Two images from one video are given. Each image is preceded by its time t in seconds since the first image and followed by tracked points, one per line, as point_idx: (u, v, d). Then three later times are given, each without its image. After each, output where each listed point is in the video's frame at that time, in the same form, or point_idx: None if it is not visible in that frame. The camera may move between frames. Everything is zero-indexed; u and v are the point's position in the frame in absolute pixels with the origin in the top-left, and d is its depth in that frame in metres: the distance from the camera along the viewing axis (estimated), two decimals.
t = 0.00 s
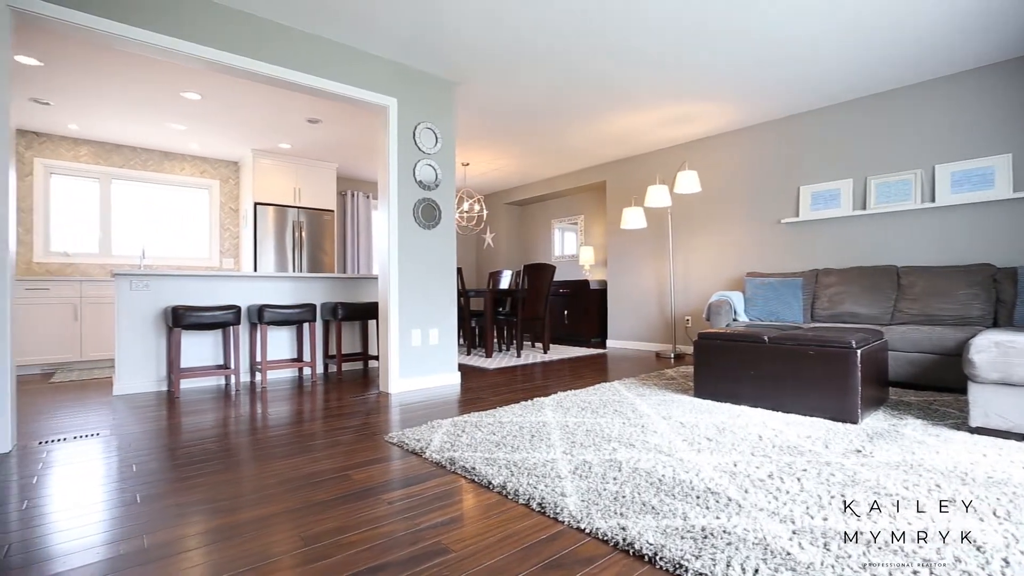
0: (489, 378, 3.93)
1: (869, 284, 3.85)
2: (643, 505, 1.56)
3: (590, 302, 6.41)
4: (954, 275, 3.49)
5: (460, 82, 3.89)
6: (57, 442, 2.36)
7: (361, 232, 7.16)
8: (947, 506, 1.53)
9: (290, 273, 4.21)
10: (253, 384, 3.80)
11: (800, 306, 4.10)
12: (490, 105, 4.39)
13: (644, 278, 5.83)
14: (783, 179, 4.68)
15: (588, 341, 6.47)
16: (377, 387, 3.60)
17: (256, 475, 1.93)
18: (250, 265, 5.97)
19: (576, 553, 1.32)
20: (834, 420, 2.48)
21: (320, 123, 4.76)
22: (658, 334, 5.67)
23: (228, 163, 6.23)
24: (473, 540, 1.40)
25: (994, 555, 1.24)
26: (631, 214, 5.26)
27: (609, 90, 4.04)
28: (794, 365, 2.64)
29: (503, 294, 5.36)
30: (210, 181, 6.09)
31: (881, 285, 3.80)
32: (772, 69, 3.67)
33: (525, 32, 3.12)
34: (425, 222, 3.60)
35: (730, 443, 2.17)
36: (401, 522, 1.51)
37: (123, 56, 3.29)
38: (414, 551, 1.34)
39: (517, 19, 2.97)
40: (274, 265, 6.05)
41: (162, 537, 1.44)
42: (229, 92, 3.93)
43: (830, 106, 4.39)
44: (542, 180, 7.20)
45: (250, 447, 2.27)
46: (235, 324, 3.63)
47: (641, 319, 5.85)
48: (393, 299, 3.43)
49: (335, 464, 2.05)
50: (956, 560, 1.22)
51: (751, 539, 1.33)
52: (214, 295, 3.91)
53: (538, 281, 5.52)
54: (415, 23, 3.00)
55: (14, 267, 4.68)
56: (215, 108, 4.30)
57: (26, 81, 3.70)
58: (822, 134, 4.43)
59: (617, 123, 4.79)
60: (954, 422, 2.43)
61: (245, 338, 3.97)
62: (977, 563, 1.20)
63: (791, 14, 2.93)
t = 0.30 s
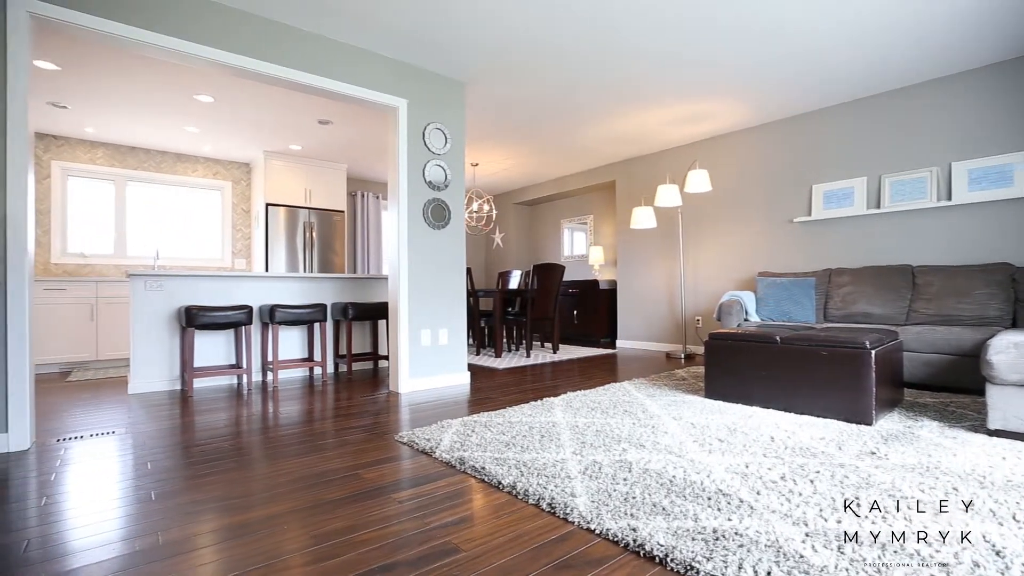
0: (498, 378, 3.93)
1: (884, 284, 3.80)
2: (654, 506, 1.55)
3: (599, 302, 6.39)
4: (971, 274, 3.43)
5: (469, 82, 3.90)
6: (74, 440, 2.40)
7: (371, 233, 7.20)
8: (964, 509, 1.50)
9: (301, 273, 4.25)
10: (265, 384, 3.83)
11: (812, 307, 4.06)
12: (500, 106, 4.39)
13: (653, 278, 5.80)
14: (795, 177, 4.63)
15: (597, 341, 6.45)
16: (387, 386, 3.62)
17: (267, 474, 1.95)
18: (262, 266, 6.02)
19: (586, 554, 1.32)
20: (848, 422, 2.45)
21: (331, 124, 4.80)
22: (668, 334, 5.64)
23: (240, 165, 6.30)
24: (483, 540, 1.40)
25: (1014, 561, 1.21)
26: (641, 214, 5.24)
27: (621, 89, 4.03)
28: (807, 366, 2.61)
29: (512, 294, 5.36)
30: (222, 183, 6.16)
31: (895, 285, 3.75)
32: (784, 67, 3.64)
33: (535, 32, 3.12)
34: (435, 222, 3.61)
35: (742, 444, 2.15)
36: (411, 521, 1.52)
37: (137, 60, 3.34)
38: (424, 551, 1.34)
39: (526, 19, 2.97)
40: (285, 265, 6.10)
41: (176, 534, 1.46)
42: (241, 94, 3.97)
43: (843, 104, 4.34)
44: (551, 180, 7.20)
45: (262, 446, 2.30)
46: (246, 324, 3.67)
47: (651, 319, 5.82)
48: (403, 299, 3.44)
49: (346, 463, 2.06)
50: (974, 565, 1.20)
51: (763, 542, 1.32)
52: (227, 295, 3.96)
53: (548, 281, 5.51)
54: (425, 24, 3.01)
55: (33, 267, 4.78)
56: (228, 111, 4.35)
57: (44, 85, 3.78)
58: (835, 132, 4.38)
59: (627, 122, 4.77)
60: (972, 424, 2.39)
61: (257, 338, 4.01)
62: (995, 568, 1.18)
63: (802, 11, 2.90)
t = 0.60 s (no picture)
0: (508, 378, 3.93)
1: (899, 283, 3.74)
2: (665, 507, 1.55)
3: (609, 302, 6.36)
4: (990, 274, 3.37)
5: (479, 83, 3.90)
6: (90, 438, 2.44)
7: (382, 233, 7.24)
8: (983, 513, 1.47)
9: (312, 274, 4.28)
10: (277, 383, 3.87)
11: (826, 307, 4.01)
12: (510, 106, 4.39)
13: (664, 278, 5.77)
14: (808, 176, 4.58)
15: (608, 342, 6.43)
16: (398, 386, 3.63)
17: (280, 473, 1.97)
18: (274, 266, 6.08)
19: (597, 555, 1.31)
20: (863, 423, 2.42)
21: (342, 125, 4.83)
22: (679, 334, 5.61)
23: (252, 166, 6.37)
24: (494, 539, 1.41)
25: None
26: (651, 213, 5.21)
27: (631, 88, 4.01)
28: (821, 367, 2.58)
29: (522, 294, 5.36)
30: (235, 184, 6.23)
31: (911, 285, 3.69)
32: (796, 65, 3.60)
33: (544, 32, 3.12)
34: (445, 222, 3.62)
35: (755, 445, 2.13)
36: (421, 521, 1.52)
37: (152, 63, 3.39)
38: (435, 550, 1.35)
39: (536, 19, 2.96)
40: (297, 266, 6.15)
41: (191, 531, 1.48)
42: (253, 96, 4.01)
43: (857, 101, 4.28)
44: (561, 180, 7.19)
45: (275, 445, 2.32)
46: (259, 324, 3.70)
47: (662, 319, 5.78)
48: (413, 299, 3.46)
49: (357, 462, 2.08)
50: (995, 570, 1.17)
51: (776, 544, 1.31)
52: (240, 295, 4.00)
53: (558, 281, 5.50)
54: (434, 25, 3.02)
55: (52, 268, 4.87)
56: (241, 113, 4.40)
57: (62, 89, 3.85)
58: (849, 130, 4.32)
59: (637, 121, 4.75)
60: (991, 427, 2.34)
61: (269, 338, 4.05)
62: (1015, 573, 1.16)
63: (817, 7, 2.86)
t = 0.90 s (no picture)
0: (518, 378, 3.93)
1: (916, 283, 3.68)
2: (677, 509, 1.53)
3: (619, 302, 6.34)
4: (1009, 273, 3.30)
5: (488, 83, 3.91)
6: (107, 435, 2.48)
7: (392, 234, 7.27)
8: (1004, 517, 1.44)
9: (323, 274, 4.31)
10: (289, 382, 3.91)
11: (840, 307, 3.95)
12: (520, 105, 4.39)
13: (675, 277, 5.73)
14: (822, 174, 4.52)
15: (618, 342, 6.40)
16: (409, 386, 3.65)
17: (293, 471, 1.98)
18: (286, 267, 6.13)
19: (608, 556, 1.31)
20: (879, 425, 2.38)
21: (353, 127, 4.86)
22: (690, 334, 5.57)
23: (265, 168, 6.43)
24: (505, 540, 1.40)
25: None
26: (662, 212, 5.18)
27: (641, 87, 3.99)
28: (836, 368, 2.54)
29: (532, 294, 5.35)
30: (248, 185, 6.30)
31: (928, 285, 3.63)
32: (809, 62, 3.55)
33: (555, 31, 3.12)
34: (455, 223, 3.63)
35: (767, 447, 2.11)
36: (432, 520, 1.53)
37: (167, 67, 3.44)
38: (445, 550, 1.35)
39: (547, 19, 2.97)
40: (309, 266, 6.20)
41: (206, 528, 1.50)
42: (266, 98, 4.06)
43: (872, 98, 4.21)
44: (571, 180, 7.18)
45: (288, 444, 2.34)
46: (271, 324, 3.74)
47: (673, 319, 5.75)
48: (424, 299, 3.47)
49: (368, 461, 2.09)
50: None
51: (790, 547, 1.29)
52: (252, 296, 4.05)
53: (568, 281, 5.49)
54: (445, 25, 3.03)
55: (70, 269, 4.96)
56: (253, 115, 4.45)
57: (79, 93, 3.92)
58: (864, 127, 4.25)
59: (647, 120, 4.72)
60: (1010, 430, 2.30)
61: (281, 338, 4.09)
62: None
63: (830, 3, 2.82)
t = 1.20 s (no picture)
0: (529, 378, 3.93)
1: (934, 283, 3.61)
2: (689, 510, 1.52)
3: (630, 302, 6.31)
4: None
5: (499, 83, 3.91)
6: (124, 433, 2.53)
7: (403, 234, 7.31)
8: None
9: (335, 275, 4.34)
10: (301, 382, 3.94)
11: (856, 307, 3.89)
12: (530, 105, 4.38)
13: (686, 277, 5.69)
14: (836, 172, 4.46)
15: (629, 342, 6.37)
16: (420, 385, 3.66)
17: (306, 470, 2.00)
18: (298, 267, 6.19)
19: (619, 556, 1.30)
20: (896, 427, 2.34)
21: (364, 128, 4.90)
22: (702, 334, 5.53)
23: (277, 169, 6.49)
24: (517, 540, 1.40)
25: None
26: (674, 212, 5.14)
27: (652, 86, 3.97)
28: (851, 369, 2.51)
29: (543, 294, 5.35)
30: (261, 187, 6.36)
31: (947, 284, 3.56)
32: (823, 59, 3.50)
33: (565, 31, 3.11)
34: (466, 223, 3.64)
35: (782, 448, 2.08)
36: (443, 520, 1.53)
37: (182, 70, 3.49)
38: (457, 549, 1.35)
39: (558, 19, 2.97)
40: (320, 266, 6.26)
41: (220, 526, 1.52)
42: (279, 100, 4.10)
43: (888, 95, 4.14)
44: (581, 179, 7.16)
45: (301, 442, 2.37)
46: (284, 324, 3.78)
47: (684, 319, 5.71)
48: (434, 299, 3.48)
49: (379, 460, 2.11)
50: None
51: (805, 550, 1.27)
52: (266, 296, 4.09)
53: (578, 281, 5.48)
54: (455, 27, 3.04)
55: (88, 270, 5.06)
56: (266, 116, 4.50)
57: (97, 97, 3.99)
58: (880, 124, 4.19)
59: (658, 119, 4.70)
60: None
61: (294, 337, 4.13)
62: None
63: None
